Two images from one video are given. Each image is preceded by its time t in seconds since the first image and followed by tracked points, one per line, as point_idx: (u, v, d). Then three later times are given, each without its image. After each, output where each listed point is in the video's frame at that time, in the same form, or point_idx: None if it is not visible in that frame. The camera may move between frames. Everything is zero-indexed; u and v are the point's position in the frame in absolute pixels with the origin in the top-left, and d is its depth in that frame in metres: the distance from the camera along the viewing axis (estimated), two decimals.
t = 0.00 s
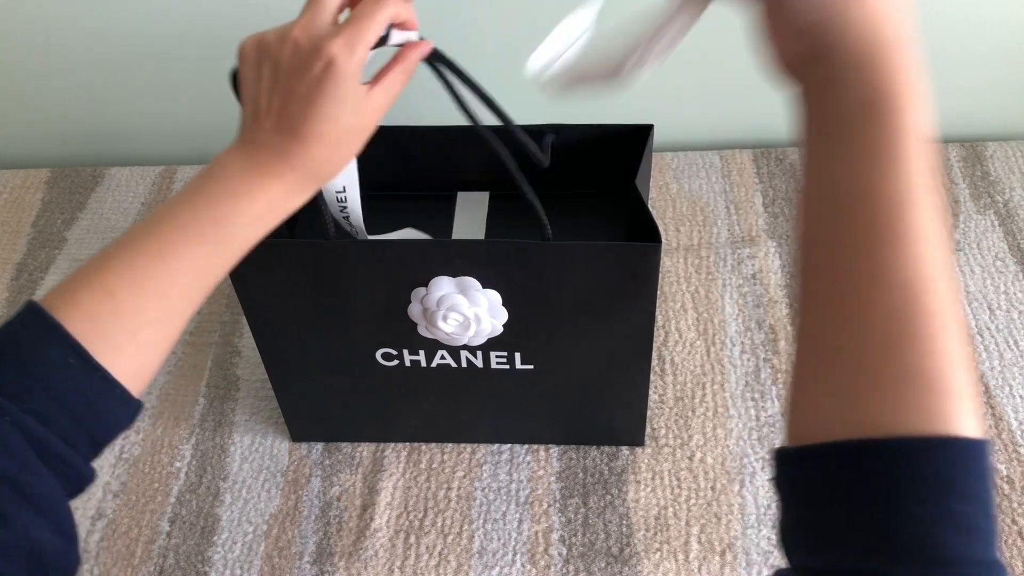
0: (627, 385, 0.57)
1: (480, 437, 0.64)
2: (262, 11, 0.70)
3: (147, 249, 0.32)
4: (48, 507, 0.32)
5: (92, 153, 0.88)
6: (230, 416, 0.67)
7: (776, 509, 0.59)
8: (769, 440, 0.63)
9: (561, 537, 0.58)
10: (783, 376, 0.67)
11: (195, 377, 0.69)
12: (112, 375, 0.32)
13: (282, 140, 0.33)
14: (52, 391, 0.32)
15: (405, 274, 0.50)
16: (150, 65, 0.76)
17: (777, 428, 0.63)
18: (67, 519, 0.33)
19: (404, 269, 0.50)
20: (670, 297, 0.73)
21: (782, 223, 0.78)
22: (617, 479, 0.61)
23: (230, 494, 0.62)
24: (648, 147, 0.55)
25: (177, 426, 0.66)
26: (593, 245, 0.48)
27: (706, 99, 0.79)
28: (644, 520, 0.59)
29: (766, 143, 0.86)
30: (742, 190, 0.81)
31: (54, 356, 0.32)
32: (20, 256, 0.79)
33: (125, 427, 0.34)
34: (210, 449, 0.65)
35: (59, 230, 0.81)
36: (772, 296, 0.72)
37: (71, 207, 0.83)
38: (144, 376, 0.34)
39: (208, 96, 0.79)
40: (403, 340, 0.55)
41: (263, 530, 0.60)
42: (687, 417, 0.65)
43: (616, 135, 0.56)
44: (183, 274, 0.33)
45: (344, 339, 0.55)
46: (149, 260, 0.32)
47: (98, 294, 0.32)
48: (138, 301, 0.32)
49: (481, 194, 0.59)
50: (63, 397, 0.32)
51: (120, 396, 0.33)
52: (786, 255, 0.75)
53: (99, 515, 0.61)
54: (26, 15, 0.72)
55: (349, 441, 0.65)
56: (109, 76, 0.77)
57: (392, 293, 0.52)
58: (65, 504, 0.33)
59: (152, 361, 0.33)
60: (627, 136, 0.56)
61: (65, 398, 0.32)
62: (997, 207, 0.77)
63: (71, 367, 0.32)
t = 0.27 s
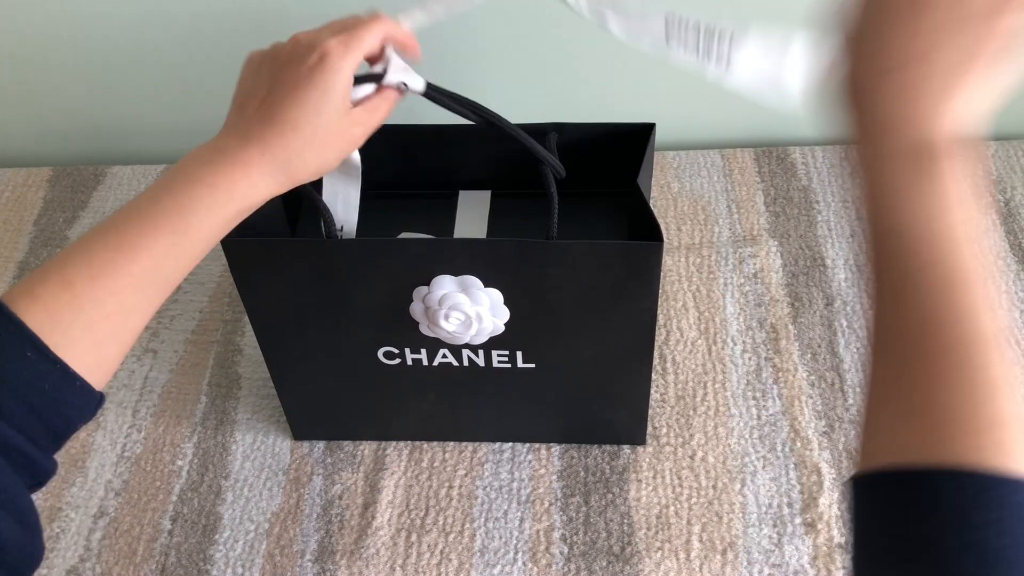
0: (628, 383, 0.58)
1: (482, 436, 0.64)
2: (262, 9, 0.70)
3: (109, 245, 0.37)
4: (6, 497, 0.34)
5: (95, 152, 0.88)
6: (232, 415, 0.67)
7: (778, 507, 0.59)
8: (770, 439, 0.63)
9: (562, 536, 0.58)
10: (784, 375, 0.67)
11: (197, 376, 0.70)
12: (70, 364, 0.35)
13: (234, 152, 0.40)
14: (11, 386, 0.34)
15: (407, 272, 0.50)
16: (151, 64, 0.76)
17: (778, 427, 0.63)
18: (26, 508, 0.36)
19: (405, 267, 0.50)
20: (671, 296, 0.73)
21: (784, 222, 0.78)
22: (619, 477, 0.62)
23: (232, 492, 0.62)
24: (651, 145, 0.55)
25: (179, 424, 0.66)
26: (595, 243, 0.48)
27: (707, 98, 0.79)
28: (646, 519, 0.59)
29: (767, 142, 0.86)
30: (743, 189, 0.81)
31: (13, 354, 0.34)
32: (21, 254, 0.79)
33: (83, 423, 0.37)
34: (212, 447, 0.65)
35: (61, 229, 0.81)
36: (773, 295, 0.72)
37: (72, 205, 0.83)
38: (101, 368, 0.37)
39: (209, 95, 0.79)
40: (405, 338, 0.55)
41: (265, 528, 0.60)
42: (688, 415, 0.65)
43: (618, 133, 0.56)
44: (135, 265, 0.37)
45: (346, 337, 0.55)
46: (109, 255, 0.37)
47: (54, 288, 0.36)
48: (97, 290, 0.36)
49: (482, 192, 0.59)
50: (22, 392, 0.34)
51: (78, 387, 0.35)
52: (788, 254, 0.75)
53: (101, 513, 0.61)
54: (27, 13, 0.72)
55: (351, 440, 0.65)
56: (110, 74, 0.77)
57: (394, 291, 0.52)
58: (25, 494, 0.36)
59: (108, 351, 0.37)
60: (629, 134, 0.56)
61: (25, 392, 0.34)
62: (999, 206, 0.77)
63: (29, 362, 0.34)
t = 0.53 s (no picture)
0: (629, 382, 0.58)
1: (482, 435, 0.64)
2: (262, 9, 0.71)
3: (105, 285, 0.38)
4: None
5: (96, 151, 0.88)
6: (232, 413, 0.67)
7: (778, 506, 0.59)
8: (770, 438, 0.63)
9: (562, 534, 0.59)
10: (784, 374, 0.67)
11: (198, 375, 0.70)
12: (54, 404, 0.36)
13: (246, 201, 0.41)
14: None
15: (408, 272, 0.50)
16: (152, 64, 0.76)
17: (778, 426, 0.64)
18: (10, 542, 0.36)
19: (406, 266, 0.50)
20: (671, 296, 0.73)
21: (784, 221, 0.78)
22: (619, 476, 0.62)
23: (232, 491, 0.62)
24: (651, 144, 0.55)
25: (180, 423, 0.66)
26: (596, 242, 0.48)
27: (707, 97, 0.79)
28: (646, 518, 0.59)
29: (767, 142, 0.86)
30: (743, 189, 0.81)
31: None
32: (22, 253, 0.79)
33: (69, 459, 0.38)
34: (212, 446, 0.65)
35: (62, 228, 0.81)
36: (773, 294, 0.73)
37: (73, 205, 0.83)
38: (91, 408, 0.38)
39: (210, 94, 0.79)
40: (405, 337, 0.55)
41: (266, 527, 0.60)
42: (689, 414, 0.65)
43: (619, 132, 0.56)
44: (129, 306, 0.38)
45: (346, 336, 0.55)
46: (103, 295, 0.38)
47: (44, 327, 0.37)
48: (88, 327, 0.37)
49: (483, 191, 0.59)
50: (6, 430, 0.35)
51: (62, 426, 0.36)
52: (788, 254, 0.75)
53: (102, 512, 0.61)
54: (27, 13, 0.72)
55: (351, 438, 0.65)
56: (111, 74, 0.77)
57: (395, 290, 0.52)
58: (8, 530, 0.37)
59: (98, 390, 0.38)
60: (630, 133, 0.56)
61: (8, 431, 0.35)
62: (999, 205, 0.77)
63: (12, 400, 0.35)
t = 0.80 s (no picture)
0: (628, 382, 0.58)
1: (482, 434, 0.64)
2: (262, 9, 0.71)
3: (119, 315, 0.38)
4: None
5: (96, 150, 0.88)
6: (232, 413, 0.67)
7: (779, 506, 0.59)
8: (770, 437, 0.63)
9: (562, 534, 0.59)
10: (784, 374, 0.67)
11: (198, 374, 0.70)
12: (68, 431, 0.37)
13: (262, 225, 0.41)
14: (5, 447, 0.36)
15: (407, 271, 0.50)
16: (152, 64, 0.76)
17: (778, 426, 0.64)
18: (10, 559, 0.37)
19: (406, 266, 0.50)
20: (671, 296, 0.73)
21: (784, 221, 0.78)
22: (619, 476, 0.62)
23: (232, 491, 0.62)
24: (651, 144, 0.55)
25: (180, 423, 0.66)
26: (596, 242, 0.48)
27: (707, 97, 0.79)
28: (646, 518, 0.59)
29: (767, 141, 0.86)
30: (744, 188, 0.81)
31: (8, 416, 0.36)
32: (22, 253, 0.79)
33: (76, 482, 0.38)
34: (213, 446, 0.65)
35: (61, 228, 0.81)
36: (773, 293, 0.73)
37: (73, 204, 0.83)
38: (104, 434, 0.38)
39: (210, 94, 0.79)
40: (405, 337, 0.55)
41: (265, 526, 0.60)
42: (689, 413, 0.65)
43: (619, 131, 0.56)
44: (143, 335, 0.38)
45: (346, 336, 0.55)
46: (118, 324, 0.38)
47: (60, 354, 0.37)
48: (102, 353, 0.37)
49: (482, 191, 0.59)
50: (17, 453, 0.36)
51: (72, 449, 0.37)
52: (788, 253, 0.75)
53: (102, 511, 0.61)
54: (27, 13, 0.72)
55: (351, 438, 0.65)
56: (111, 74, 0.77)
57: (395, 290, 0.52)
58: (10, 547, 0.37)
59: (109, 415, 0.38)
60: (630, 132, 0.56)
61: (19, 453, 0.36)
62: (999, 205, 0.77)
63: (24, 423, 0.36)
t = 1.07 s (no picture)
0: (630, 382, 0.58)
1: (484, 434, 0.64)
2: (263, 9, 0.71)
3: (139, 307, 0.39)
4: (29, 551, 0.37)
5: (96, 150, 0.88)
6: (234, 413, 0.67)
7: (781, 505, 0.59)
8: (772, 437, 0.63)
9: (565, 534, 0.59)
10: (786, 374, 0.67)
11: (199, 374, 0.70)
12: (100, 422, 0.37)
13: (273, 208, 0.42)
14: (40, 441, 0.37)
15: (409, 271, 0.50)
16: (153, 63, 0.76)
17: (781, 426, 0.63)
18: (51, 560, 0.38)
19: (407, 265, 0.50)
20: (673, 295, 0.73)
21: (786, 221, 0.78)
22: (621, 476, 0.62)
23: (233, 491, 0.62)
24: (653, 143, 0.55)
25: (182, 423, 0.66)
26: (598, 242, 0.48)
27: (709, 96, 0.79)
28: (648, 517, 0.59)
29: (769, 141, 0.85)
30: (746, 188, 0.81)
31: (42, 411, 0.37)
32: (23, 253, 0.79)
33: (112, 478, 0.39)
34: (214, 446, 0.65)
35: (62, 228, 0.81)
36: (775, 293, 0.72)
37: (74, 204, 0.83)
38: (136, 425, 0.39)
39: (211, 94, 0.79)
40: (406, 336, 0.55)
41: (267, 526, 0.60)
42: (691, 413, 0.65)
43: (621, 131, 0.56)
44: (163, 320, 0.39)
45: (347, 335, 0.55)
46: (139, 313, 0.39)
47: (84, 350, 0.38)
48: (134, 348, 0.38)
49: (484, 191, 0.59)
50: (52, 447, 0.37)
51: (105, 443, 0.38)
52: (790, 253, 0.75)
53: (104, 511, 0.61)
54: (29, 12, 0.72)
55: (352, 438, 0.65)
56: (112, 73, 0.77)
57: (396, 290, 0.52)
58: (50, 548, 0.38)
59: (140, 405, 0.38)
60: (631, 132, 0.56)
61: (54, 448, 0.37)
62: (1001, 204, 0.77)
63: (57, 417, 0.37)
